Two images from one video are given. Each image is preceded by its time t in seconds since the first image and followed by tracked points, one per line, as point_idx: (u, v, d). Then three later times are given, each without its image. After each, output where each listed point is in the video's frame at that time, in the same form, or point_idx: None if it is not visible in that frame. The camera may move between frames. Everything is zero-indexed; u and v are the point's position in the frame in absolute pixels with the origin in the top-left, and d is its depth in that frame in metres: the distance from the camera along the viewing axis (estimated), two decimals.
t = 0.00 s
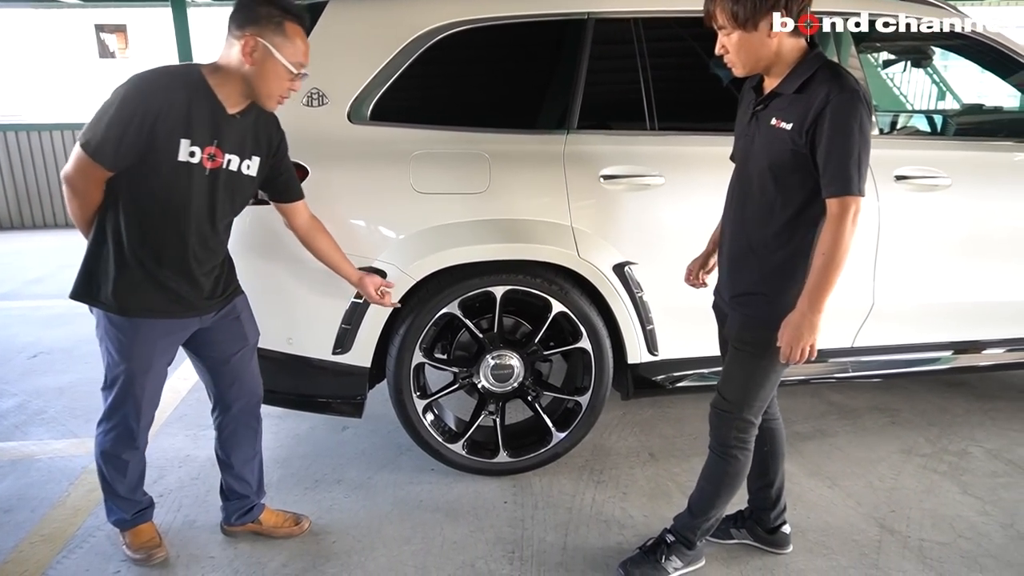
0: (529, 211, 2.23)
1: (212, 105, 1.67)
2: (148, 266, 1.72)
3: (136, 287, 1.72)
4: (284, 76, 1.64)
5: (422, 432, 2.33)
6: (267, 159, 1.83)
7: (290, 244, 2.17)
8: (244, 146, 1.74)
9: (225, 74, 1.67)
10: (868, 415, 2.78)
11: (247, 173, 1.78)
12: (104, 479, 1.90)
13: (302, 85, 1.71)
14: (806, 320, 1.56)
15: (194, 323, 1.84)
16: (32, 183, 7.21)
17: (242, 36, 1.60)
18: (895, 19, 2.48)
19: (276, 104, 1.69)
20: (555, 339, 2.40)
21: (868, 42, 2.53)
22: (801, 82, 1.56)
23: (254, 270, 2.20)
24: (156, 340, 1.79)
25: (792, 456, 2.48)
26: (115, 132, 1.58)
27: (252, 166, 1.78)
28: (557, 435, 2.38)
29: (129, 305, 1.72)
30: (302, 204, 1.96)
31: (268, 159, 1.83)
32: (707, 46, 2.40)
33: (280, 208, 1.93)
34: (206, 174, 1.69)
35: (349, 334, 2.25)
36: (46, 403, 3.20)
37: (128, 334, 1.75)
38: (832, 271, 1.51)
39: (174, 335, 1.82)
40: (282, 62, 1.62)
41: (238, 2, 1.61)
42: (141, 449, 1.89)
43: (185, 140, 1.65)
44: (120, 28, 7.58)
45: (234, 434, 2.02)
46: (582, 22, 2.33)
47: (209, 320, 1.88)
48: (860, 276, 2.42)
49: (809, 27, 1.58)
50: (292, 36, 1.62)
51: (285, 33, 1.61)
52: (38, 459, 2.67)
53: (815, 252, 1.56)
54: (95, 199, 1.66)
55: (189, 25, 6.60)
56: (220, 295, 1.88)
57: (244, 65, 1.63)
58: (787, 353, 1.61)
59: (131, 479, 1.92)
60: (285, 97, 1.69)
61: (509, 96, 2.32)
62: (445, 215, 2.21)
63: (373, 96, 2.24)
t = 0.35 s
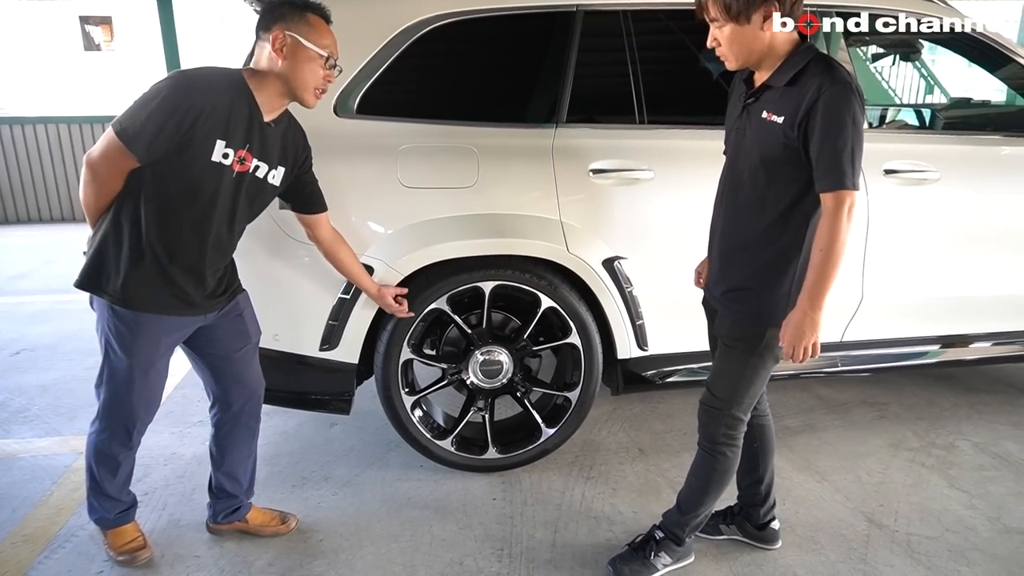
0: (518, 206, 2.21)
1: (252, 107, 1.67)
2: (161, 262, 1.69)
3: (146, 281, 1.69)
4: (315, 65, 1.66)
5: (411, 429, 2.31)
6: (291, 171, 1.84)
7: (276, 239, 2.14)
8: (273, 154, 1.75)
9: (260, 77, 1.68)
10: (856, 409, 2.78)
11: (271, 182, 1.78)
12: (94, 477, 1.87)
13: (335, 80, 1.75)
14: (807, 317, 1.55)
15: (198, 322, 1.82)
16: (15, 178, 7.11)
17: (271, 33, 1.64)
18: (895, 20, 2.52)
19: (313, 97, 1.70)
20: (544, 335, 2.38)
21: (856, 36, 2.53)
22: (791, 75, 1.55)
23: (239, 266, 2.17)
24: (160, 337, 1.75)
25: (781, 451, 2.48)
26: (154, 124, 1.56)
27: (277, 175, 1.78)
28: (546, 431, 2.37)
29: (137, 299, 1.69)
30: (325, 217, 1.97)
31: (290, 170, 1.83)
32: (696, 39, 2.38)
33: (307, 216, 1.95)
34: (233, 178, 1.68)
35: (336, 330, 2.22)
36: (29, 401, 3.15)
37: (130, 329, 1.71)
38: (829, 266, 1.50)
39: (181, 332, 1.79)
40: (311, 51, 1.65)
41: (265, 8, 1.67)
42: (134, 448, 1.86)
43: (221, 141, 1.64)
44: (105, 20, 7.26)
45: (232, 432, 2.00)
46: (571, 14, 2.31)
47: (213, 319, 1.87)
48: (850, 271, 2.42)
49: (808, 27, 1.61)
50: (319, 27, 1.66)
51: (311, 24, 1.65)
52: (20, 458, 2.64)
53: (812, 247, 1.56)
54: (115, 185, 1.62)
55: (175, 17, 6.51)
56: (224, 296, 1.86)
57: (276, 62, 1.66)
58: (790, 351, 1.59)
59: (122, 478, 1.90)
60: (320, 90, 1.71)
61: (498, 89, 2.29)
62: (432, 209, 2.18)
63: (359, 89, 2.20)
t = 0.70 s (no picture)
0: (506, 204, 2.19)
1: (245, 107, 1.66)
2: (151, 262, 1.66)
3: (136, 282, 1.66)
4: (304, 59, 1.65)
5: (398, 428, 2.29)
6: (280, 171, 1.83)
7: (262, 237, 2.12)
8: (264, 153, 1.73)
9: (250, 76, 1.66)
10: (848, 407, 2.77)
11: (261, 181, 1.76)
12: (81, 481, 1.85)
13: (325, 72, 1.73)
14: (772, 314, 1.54)
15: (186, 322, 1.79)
16: (7, 174, 7.06)
17: (258, 30, 1.63)
18: (894, 20, 2.52)
19: (305, 90, 1.68)
20: (534, 334, 2.36)
21: (850, 31, 2.49)
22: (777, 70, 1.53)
23: (224, 264, 2.14)
24: (150, 338, 1.73)
25: (772, 449, 2.46)
26: (146, 120, 1.53)
27: (267, 176, 1.77)
28: (535, 431, 2.35)
29: (125, 299, 1.65)
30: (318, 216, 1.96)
31: (279, 170, 1.82)
32: (688, 35, 2.36)
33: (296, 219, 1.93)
34: (225, 177, 1.66)
35: (323, 329, 2.20)
36: (17, 400, 3.13)
37: (120, 330, 1.68)
38: (800, 265, 1.49)
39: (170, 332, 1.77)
40: (300, 46, 1.64)
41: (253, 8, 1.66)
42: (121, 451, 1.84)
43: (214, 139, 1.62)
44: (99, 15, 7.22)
45: (220, 434, 1.98)
46: (560, 10, 2.29)
47: (200, 319, 1.85)
48: (842, 269, 2.40)
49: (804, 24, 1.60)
50: (306, 22, 1.65)
51: (299, 20, 1.64)
52: (6, 458, 2.61)
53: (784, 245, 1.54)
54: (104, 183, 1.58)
55: (167, 13, 6.47)
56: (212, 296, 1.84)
57: (264, 58, 1.64)
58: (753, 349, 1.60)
59: (108, 482, 1.87)
60: (311, 83, 1.69)
61: (487, 85, 2.27)
62: (419, 207, 2.16)
63: (345, 86, 2.18)
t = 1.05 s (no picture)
0: (502, 203, 2.17)
1: (211, 96, 1.63)
2: (127, 261, 1.65)
3: (113, 283, 1.65)
4: (266, 42, 1.60)
5: (395, 429, 2.29)
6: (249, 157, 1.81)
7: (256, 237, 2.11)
8: (233, 143, 1.71)
9: (212, 63, 1.63)
10: (848, 408, 2.75)
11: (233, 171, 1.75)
12: (48, 491, 1.80)
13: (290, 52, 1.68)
14: (724, 268, 1.47)
15: (168, 321, 1.79)
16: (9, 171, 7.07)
17: (216, 17, 1.59)
18: (894, 19, 2.48)
19: (270, 74, 1.64)
20: (531, 333, 2.35)
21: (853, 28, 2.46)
22: (775, 70, 1.51)
23: (219, 264, 2.13)
24: (129, 341, 1.71)
25: (770, 450, 2.45)
26: (111, 118, 1.50)
27: (237, 166, 1.75)
28: (531, 431, 2.34)
29: (104, 301, 1.65)
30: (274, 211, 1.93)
31: (248, 158, 1.80)
32: (686, 33, 2.34)
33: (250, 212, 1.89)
34: (197, 171, 1.65)
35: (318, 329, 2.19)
36: (15, 399, 3.13)
37: (96, 333, 1.66)
38: (781, 243, 1.43)
39: (148, 334, 1.75)
40: (259, 28, 1.59)
41: None
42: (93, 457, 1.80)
43: (182, 132, 1.60)
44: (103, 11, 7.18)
45: (205, 435, 1.97)
46: (558, 8, 2.27)
47: (180, 318, 1.83)
48: (841, 269, 2.38)
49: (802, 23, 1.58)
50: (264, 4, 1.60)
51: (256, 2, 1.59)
52: (3, 457, 2.61)
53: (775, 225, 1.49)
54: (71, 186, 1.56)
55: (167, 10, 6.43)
56: (191, 291, 1.84)
57: (225, 45, 1.60)
58: (691, 292, 1.50)
59: (77, 491, 1.83)
60: (276, 66, 1.65)
61: (484, 84, 2.25)
62: (415, 206, 2.15)
63: (341, 85, 2.17)
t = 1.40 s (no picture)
0: (516, 211, 2.20)
1: (143, 94, 1.65)
2: (92, 277, 1.66)
3: (85, 303, 1.65)
4: (179, 27, 1.61)
5: (408, 433, 2.32)
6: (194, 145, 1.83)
7: (274, 243, 2.15)
8: (172, 136, 1.73)
9: (132, 60, 1.63)
10: (863, 417, 2.73)
11: (180, 163, 1.77)
12: (27, 517, 1.79)
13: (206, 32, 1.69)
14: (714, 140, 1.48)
15: (154, 331, 1.80)
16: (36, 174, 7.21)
17: (122, 10, 1.58)
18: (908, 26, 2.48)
19: (190, 57, 1.66)
20: (544, 340, 2.37)
21: (869, 35, 2.47)
22: (787, 80, 1.52)
23: (237, 269, 2.17)
24: (106, 358, 1.72)
25: (782, 458, 2.45)
26: (47, 133, 1.50)
27: (181, 158, 1.77)
28: (543, 437, 2.37)
29: (78, 323, 1.66)
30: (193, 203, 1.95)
31: (189, 148, 1.82)
32: (700, 41, 2.35)
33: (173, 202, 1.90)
34: (147, 171, 1.66)
35: (333, 334, 2.23)
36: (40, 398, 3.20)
37: (72, 353, 1.68)
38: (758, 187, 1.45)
39: (126, 350, 1.76)
40: (168, 13, 1.59)
41: None
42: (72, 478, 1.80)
43: (122, 136, 1.60)
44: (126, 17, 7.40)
45: (203, 442, 2.00)
46: (573, 17, 2.29)
47: (161, 331, 1.84)
48: (855, 278, 2.38)
49: (808, 27, 1.53)
50: None
51: None
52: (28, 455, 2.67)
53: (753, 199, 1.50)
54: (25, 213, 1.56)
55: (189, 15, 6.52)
56: (171, 298, 1.85)
57: (138, 37, 1.60)
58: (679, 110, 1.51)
59: (58, 516, 1.82)
60: (194, 48, 1.66)
61: (499, 92, 2.28)
62: (429, 213, 2.17)
63: (358, 93, 2.20)
